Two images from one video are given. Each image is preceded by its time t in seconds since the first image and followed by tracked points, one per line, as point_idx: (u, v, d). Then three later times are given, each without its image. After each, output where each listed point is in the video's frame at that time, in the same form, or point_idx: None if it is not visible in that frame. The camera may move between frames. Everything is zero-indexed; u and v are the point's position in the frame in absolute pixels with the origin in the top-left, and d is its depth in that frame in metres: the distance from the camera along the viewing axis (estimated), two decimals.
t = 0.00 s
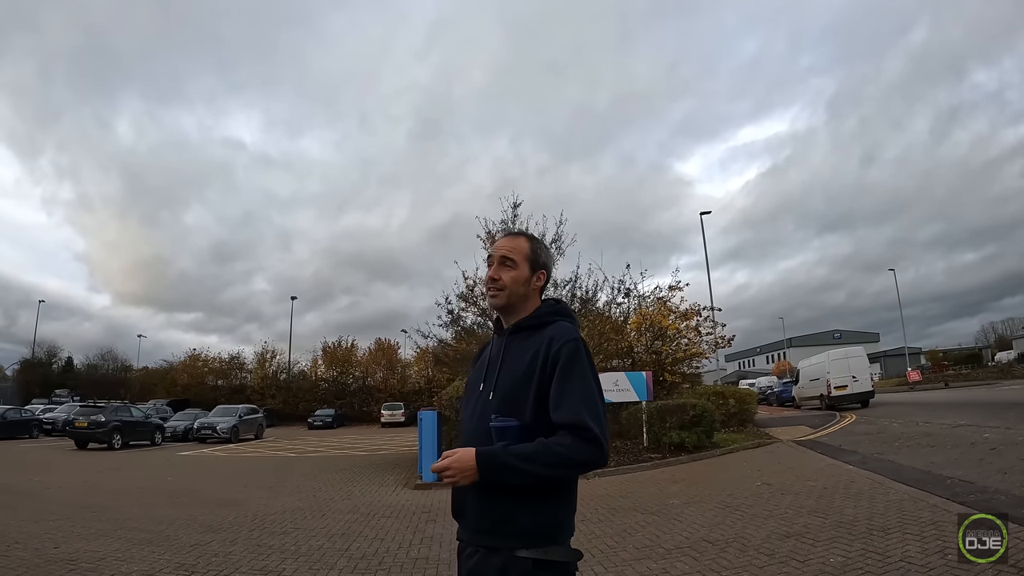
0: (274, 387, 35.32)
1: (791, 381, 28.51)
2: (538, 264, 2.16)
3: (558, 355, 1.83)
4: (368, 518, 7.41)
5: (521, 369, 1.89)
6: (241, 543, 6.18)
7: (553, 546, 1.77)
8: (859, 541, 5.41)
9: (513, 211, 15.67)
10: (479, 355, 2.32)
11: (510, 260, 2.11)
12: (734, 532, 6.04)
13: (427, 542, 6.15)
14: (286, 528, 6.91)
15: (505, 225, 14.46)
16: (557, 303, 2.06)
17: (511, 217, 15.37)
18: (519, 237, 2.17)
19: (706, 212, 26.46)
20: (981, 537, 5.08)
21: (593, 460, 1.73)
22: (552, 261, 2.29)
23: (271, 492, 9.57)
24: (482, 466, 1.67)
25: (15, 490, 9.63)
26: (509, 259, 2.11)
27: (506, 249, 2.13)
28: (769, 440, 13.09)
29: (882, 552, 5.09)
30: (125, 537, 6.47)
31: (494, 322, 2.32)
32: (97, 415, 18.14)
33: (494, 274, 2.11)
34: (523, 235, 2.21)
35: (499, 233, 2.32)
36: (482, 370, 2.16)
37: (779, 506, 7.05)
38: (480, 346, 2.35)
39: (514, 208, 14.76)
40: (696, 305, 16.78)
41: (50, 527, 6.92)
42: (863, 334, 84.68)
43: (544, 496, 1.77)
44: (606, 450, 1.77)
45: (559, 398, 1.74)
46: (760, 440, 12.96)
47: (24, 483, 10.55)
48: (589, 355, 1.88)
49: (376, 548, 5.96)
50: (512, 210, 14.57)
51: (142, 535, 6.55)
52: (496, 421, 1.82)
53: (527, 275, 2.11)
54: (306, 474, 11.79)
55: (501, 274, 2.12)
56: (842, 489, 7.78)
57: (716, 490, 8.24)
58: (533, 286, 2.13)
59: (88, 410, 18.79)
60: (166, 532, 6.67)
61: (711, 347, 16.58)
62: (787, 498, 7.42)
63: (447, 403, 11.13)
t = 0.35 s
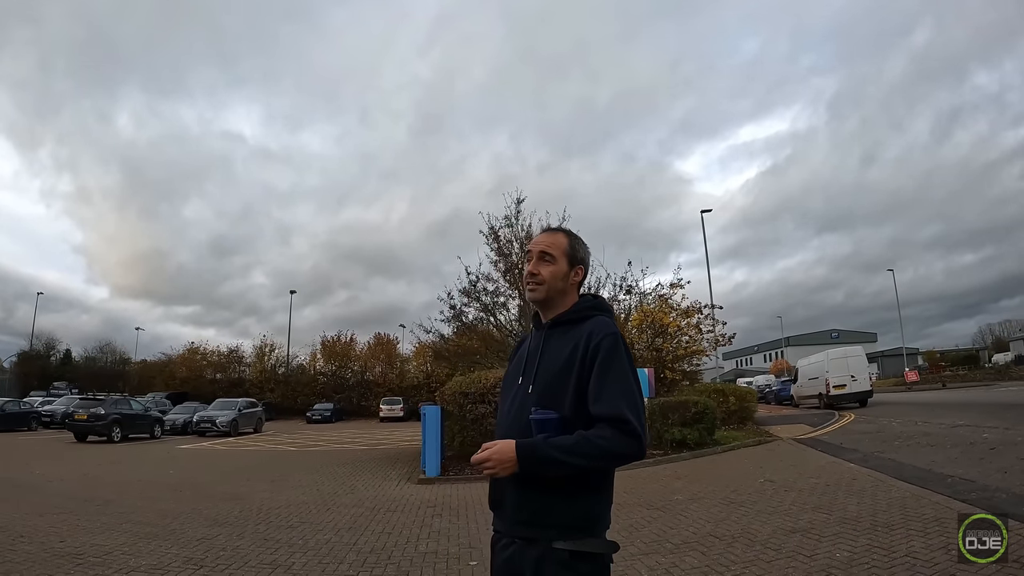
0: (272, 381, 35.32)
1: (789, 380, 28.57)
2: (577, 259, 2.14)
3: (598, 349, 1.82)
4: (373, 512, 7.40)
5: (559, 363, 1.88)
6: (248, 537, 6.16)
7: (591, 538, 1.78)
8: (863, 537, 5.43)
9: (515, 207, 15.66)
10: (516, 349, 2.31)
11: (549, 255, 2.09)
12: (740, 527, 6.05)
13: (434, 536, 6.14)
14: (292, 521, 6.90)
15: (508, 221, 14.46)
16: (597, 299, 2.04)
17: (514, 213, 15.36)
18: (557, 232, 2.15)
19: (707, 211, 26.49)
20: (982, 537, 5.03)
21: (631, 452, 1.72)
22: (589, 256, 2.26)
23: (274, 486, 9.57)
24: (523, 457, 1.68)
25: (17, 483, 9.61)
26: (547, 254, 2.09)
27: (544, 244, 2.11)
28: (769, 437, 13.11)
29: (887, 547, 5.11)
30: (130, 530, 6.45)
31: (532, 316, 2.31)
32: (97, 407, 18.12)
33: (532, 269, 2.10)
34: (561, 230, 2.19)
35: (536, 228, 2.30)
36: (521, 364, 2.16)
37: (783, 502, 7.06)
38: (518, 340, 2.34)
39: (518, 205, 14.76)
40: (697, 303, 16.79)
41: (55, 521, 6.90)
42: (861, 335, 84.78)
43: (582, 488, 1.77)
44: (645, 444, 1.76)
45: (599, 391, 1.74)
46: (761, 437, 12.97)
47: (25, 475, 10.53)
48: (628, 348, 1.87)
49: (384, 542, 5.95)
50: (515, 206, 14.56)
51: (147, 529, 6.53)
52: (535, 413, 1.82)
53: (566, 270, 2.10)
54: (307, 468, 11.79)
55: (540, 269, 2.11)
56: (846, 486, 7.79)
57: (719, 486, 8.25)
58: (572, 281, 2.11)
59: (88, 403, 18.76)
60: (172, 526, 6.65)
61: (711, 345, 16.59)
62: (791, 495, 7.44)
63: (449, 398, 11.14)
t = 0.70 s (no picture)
0: (271, 376, 35.29)
1: (788, 380, 28.57)
2: (587, 253, 2.11)
3: (622, 345, 1.82)
4: (376, 507, 7.39)
5: (585, 356, 1.89)
6: (253, 531, 6.16)
7: (612, 526, 1.80)
8: (865, 534, 5.43)
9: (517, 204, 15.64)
10: (544, 342, 2.32)
11: (556, 255, 2.10)
12: (743, 523, 6.06)
13: (438, 531, 6.14)
14: (295, 516, 6.89)
15: (510, 218, 14.44)
16: (622, 294, 2.02)
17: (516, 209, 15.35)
18: (565, 230, 2.14)
19: (707, 210, 26.50)
20: (982, 537, 4.99)
21: (653, 446, 1.73)
22: (607, 247, 2.21)
23: (276, 480, 9.56)
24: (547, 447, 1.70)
25: (18, 475, 9.61)
26: (556, 254, 2.10)
27: (552, 244, 2.12)
28: (768, 437, 13.12)
29: (889, 543, 5.14)
30: (133, 524, 6.44)
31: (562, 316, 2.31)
32: (97, 401, 18.10)
33: (544, 271, 2.11)
34: (571, 227, 2.17)
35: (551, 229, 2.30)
36: (547, 357, 2.16)
37: (785, 499, 7.07)
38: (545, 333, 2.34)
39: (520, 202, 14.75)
40: (697, 302, 16.80)
41: (58, 513, 6.89)
42: (860, 336, 84.85)
43: (604, 478, 1.79)
44: (667, 437, 1.77)
45: (623, 385, 1.75)
46: (760, 436, 12.98)
47: (26, 468, 10.52)
48: (653, 344, 1.87)
49: (389, 536, 5.95)
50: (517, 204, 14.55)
51: (150, 522, 6.52)
52: (559, 404, 1.84)
53: (576, 267, 2.08)
54: (308, 463, 11.79)
55: (552, 270, 2.12)
56: (847, 484, 7.80)
57: (719, 484, 8.25)
58: (585, 276, 2.09)
59: (88, 396, 18.75)
60: (175, 519, 6.64)
61: (711, 344, 16.60)
62: (792, 493, 7.45)
63: (450, 395, 11.14)
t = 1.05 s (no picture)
0: (264, 375, 35.14)
1: (781, 383, 28.67)
2: (594, 252, 2.10)
3: (629, 343, 1.82)
4: (375, 506, 7.36)
5: (595, 355, 1.89)
6: (253, 529, 6.12)
7: (623, 518, 1.80)
8: (861, 534, 5.45)
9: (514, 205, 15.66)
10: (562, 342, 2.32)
11: (564, 256, 2.11)
12: (741, 523, 6.08)
13: (438, 529, 6.12)
14: (295, 514, 6.87)
15: (507, 220, 14.46)
16: (632, 293, 2.01)
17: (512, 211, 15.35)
18: (573, 233, 2.16)
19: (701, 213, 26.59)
20: (982, 537, 5.00)
21: (658, 442, 1.73)
22: (621, 245, 2.18)
23: (273, 479, 9.51)
24: (556, 442, 1.73)
25: (13, 473, 9.53)
26: (563, 256, 2.11)
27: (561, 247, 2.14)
28: (762, 439, 13.16)
29: (885, 542, 5.17)
30: (132, 522, 6.39)
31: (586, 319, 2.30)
32: (90, 399, 17.98)
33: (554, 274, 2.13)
34: (581, 230, 2.18)
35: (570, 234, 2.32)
36: (564, 356, 2.17)
37: (782, 500, 7.08)
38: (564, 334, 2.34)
39: (517, 203, 14.77)
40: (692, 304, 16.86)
41: (56, 511, 6.84)
42: (852, 340, 85.35)
43: (614, 471, 1.79)
44: (674, 433, 1.76)
45: (629, 381, 1.75)
46: (755, 438, 13.00)
47: (20, 466, 10.43)
48: (663, 342, 1.85)
49: (388, 535, 5.94)
50: (514, 205, 14.57)
51: (149, 520, 6.48)
52: (571, 401, 1.85)
53: (583, 266, 2.09)
54: (303, 462, 11.73)
55: (563, 272, 2.14)
56: (843, 486, 7.83)
57: (716, 485, 8.26)
58: (594, 275, 2.08)
59: (81, 394, 18.61)
60: (174, 518, 6.60)
61: (705, 346, 16.64)
62: (788, 493, 7.47)
63: (447, 395, 11.13)
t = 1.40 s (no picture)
0: (258, 374, 35.04)
1: (773, 385, 28.82)
2: (578, 257, 2.12)
3: (613, 345, 1.84)
4: (367, 505, 7.37)
5: (583, 357, 1.92)
6: (246, 528, 6.11)
7: (613, 518, 1.81)
8: (853, 535, 5.50)
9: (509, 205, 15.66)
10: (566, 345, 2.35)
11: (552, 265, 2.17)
12: (733, 524, 6.11)
13: (431, 529, 6.12)
14: (287, 513, 6.87)
15: (501, 220, 14.47)
16: (621, 296, 2.01)
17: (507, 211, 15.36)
18: (564, 240, 2.20)
19: (695, 215, 26.69)
20: (981, 537, 5.06)
21: (639, 442, 1.73)
22: (613, 247, 2.16)
23: (266, 478, 9.49)
24: (539, 443, 1.77)
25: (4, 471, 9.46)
26: (553, 264, 2.18)
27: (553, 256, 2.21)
28: (755, 440, 13.24)
29: (877, 544, 5.21)
30: (125, 520, 6.37)
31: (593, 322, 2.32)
32: (82, 396, 17.86)
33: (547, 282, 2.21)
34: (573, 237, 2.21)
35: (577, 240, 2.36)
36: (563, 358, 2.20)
37: (773, 501, 7.12)
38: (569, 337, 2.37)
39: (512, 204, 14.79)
40: (686, 306, 16.92)
41: (49, 510, 6.80)
42: (844, 342, 85.84)
43: (602, 471, 1.81)
44: (656, 433, 1.75)
45: (610, 383, 1.77)
46: (747, 440, 13.07)
47: (11, 463, 10.36)
48: (648, 343, 1.85)
49: (382, 534, 5.94)
50: (509, 205, 14.59)
51: (143, 519, 6.45)
52: (558, 403, 1.89)
53: (569, 272, 2.13)
54: (297, 461, 11.70)
55: (556, 279, 2.20)
56: (835, 487, 7.88)
57: (708, 486, 8.29)
58: (579, 280, 2.11)
59: (73, 391, 18.50)
60: (167, 517, 6.57)
61: (698, 347, 16.71)
62: (780, 495, 7.51)
63: (440, 394, 11.13)
